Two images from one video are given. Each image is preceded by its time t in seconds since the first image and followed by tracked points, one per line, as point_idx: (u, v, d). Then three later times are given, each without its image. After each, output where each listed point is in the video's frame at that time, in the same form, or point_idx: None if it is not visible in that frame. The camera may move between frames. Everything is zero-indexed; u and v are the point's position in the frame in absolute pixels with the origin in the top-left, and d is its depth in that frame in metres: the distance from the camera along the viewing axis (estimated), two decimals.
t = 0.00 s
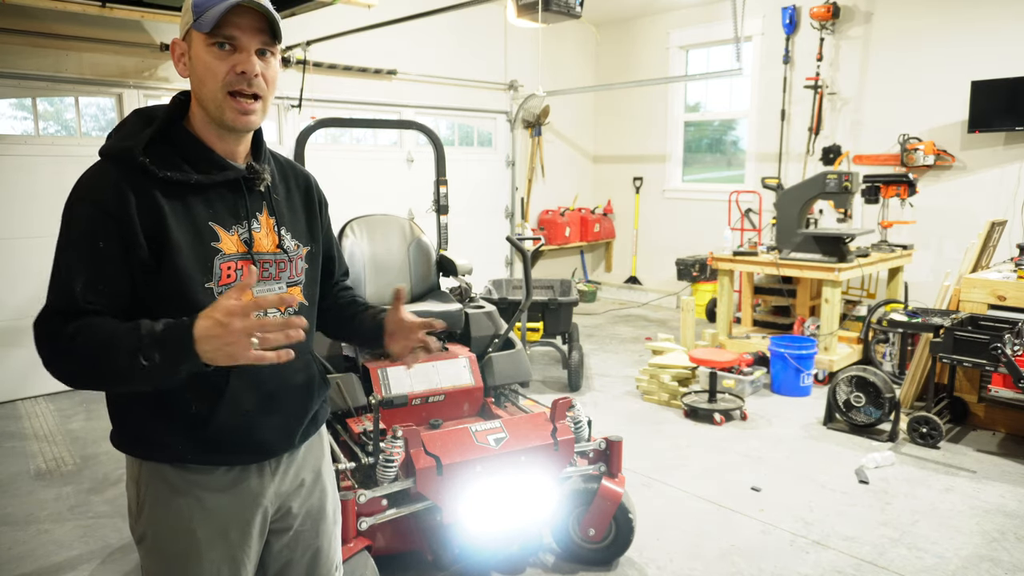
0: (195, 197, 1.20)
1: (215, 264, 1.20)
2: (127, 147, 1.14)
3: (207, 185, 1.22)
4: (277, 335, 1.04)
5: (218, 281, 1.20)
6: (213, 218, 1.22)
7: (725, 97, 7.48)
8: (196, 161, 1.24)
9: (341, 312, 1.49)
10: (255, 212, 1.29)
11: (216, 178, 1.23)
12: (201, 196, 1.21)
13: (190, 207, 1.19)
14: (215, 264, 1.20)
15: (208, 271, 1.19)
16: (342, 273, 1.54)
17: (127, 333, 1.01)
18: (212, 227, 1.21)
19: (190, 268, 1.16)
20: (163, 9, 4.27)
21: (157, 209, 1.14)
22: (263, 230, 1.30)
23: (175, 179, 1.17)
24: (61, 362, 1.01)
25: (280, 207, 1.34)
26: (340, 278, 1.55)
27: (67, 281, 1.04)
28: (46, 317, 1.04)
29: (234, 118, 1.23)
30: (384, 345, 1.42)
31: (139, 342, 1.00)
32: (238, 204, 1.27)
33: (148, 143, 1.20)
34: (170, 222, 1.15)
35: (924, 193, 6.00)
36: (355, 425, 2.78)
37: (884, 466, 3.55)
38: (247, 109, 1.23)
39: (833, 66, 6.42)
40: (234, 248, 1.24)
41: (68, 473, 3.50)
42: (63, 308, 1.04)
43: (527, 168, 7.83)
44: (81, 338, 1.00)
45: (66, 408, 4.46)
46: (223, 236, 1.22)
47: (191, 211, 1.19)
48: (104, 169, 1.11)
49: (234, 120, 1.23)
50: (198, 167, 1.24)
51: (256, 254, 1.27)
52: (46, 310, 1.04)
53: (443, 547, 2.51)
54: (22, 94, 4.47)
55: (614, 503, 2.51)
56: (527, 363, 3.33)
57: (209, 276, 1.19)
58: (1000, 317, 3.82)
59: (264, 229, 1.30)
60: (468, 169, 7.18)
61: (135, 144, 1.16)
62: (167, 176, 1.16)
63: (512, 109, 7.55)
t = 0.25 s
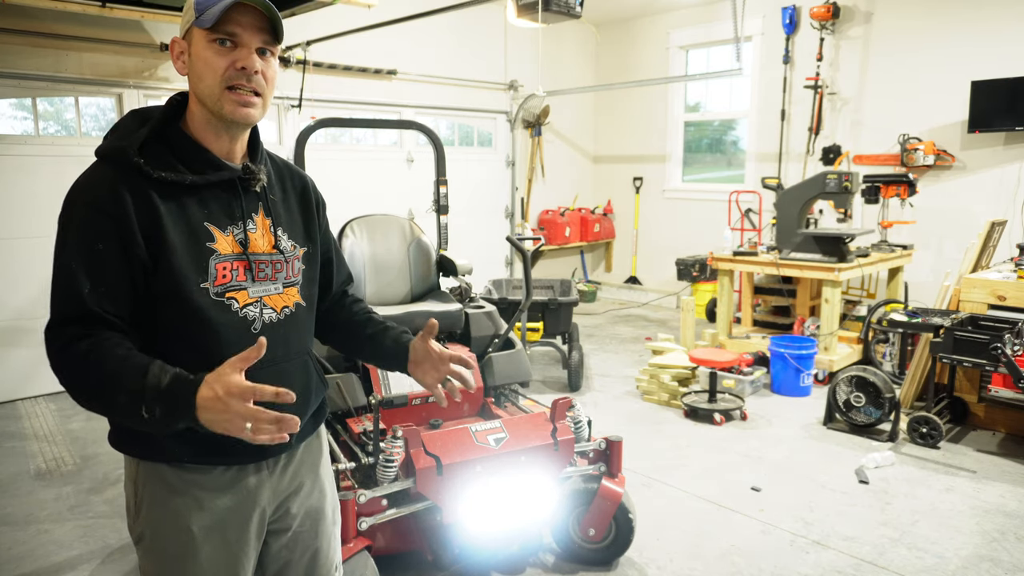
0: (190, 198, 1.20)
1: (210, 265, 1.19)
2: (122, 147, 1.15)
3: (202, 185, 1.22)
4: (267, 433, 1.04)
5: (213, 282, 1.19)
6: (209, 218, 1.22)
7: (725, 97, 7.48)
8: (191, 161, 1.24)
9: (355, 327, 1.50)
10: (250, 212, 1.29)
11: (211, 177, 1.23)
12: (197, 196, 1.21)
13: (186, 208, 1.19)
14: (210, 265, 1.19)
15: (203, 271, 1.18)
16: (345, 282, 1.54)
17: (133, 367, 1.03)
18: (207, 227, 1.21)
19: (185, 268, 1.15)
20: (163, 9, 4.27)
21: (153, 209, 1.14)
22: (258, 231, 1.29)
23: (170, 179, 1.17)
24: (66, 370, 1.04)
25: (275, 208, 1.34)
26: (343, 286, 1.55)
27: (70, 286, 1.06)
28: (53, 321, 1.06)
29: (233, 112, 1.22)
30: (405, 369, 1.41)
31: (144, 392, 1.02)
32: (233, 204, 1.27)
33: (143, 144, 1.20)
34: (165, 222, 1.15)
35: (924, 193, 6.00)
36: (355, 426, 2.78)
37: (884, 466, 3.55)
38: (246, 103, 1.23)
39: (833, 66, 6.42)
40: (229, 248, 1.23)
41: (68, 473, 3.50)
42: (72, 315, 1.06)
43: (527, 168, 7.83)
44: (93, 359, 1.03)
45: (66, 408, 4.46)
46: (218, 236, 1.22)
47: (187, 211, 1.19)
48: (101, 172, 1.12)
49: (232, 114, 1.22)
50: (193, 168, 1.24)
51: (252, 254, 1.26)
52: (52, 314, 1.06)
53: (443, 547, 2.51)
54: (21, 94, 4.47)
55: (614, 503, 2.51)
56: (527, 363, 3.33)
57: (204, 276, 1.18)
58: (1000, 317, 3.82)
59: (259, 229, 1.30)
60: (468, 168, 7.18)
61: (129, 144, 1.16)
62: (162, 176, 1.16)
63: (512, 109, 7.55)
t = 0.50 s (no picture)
0: (188, 197, 1.20)
1: (208, 264, 1.19)
2: (121, 147, 1.14)
3: (201, 185, 1.22)
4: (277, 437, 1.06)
5: (211, 281, 1.19)
6: (206, 218, 1.22)
7: (725, 97, 7.48)
8: (189, 160, 1.24)
9: (346, 331, 1.49)
10: (248, 212, 1.29)
11: (209, 177, 1.23)
12: (194, 196, 1.21)
13: (183, 208, 1.19)
14: (207, 264, 1.19)
15: (201, 271, 1.18)
16: (342, 283, 1.54)
17: (135, 371, 1.04)
18: (205, 227, 1.21)
19: (183, 268, 1.16)
20: (163, 9, 4.27)
21: (151, 209, 1.14)
22: (256, 231, 1.29)
23: (167, 178, 1.17)
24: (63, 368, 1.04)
25: (273, 208, 1.34)
26: (341, 287, 1.55)
27: (69, 285, 1.06)
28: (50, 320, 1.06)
29: (232, 112, 1.22)
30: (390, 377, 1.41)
31: (149, 395, 1.03)
32: (231, 204, 1.26)
33: (141, 143, 1.20)
34: (163, 222, 1.15)
35: (924, 193, 6.00)
36: (355, 425, 2.78)
37: (884, 466, 3.55)
38: (246, 104, 1.23)
39: (833, 66, 6.42)
40: (227, 248, 1.23)
41: (68, 473, 3.50)
42: (70, 314, 1.06)
43: (527, 168, 7.83)
44: (94, 362, 1.03)
45: (66, 408, 4.46)
46: (216, 236, 1.22)
47: (184, 210, 1.19)
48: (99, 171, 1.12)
49: (232, 115, 1.23)
50: (191, 168, 1.24)
51: (249, 254, 1.26)
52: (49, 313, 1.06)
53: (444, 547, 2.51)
54: (21, 94, 4.47)
55: (614, 503, 2.51)
56: (527, 363, 3.33)
57: (202, 276, 1.18)
58: (1000, 317, 3.82)
59: (257, 229, 1.30)
60: (468, 168, 7.18)
61: (128, 144, 1.15)
62: (160, 176, 1.16)
63: (512, 109, 7.55)
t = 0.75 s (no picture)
0: (187, 197, 1.20)
1: (207, 265, 1.19)
2: (120, 148, 1.14)
3: (200, 185, 1.22)
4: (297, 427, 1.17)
5: (209, 281, 1.19)
6: (205, 218, 1.22)
7: (725, 97, 7.48)
8: (187, 160, 1.24)
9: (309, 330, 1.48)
10: (247, 212, 1.29)
11: (208, 178, 1.23)
12: (193, 196, 1.21)
13: (183, 208, 1.19)
14: (206, 264, 1.19)
15: (200, 271, 1.18)
16: (337, 282, 1.54)
17: (163, 369, 1.09)
18: (204, 227, 1.21)
19: (183, 268, 1.16)
20: (163, 9, 4.27)
21: (151, 209, 1.14)
22: (255, 231, 1.30)
23: (166, 179, 1.17)
24: (70, 366, 1.06)
25: (272, 208, 1.34)
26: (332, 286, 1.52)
27: (72, 286, 1.06)
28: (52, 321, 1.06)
29: (229, 112, 1.22)
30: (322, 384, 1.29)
31: (182, 390, 1.09)
32: (230, 204, 1.26)
33: (140, 144, 1.19)
34: (162, 223, 1.15)
35: (924, 193, 6.00)
36: (355, 425, 2.78)
37: (884, 466, 3.55)
38: (243, 103, 1.23)
39: (833, 66, 6.42)
40: (226, 248, 1.23)
41: (68, 473, 3.50)
42: (75, 314, 1.06)
43: (527, 168, 7.83)
44: (112, 362, 1.06)
45: (66, 408, 4.46)
46: (215, 236, 1.22)
47: (184, 211, 1.19)
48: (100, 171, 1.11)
49: (229, 114, 1.23)
50: (189, 167, 1.23)
51: (248, 254, 1.26)
52: (51, 314, 1.06)
53: (444, 547, 2.51)
54: (21, 94, 4.47)
55: (614, 503, 2.51)
56: (527, 363, 3.33)
57: (201, 276, 1.18)
58: (1000, 317, 3.82)
59: (256, 230, 1.30)
60: (468, 168, 7.18)
61: (128, 145, 1.15)
62: (160, 177, 1.16)
63: (512, 109, 7.55)
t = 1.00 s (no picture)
0: (184, 197, 1.20)
1: (204, 265, 1.19)
2: (118, 147, 1.14)
3: (198, 184, 1.22)
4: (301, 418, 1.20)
5: (206, 282, 1.19)
6: (202, 218, 1.22)
7: (725, 97, 7.49)
8: (184, 160, 1.24)
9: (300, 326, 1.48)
10: (244, 212, 1.29)
11: (205, 178, 1.23)
12: (190, 196, 1.21)
13: (180, 208, 1.19)
14: (203, 264, 1.19)
15: (197, 271, 1.18)
16: (331, 282, 1.54)
17: (163, 367, 1.09)
18: (201, 228, 1.21)
19: (180, 268, 1.16)
20: (163, 9, 4.27)
21: (148, 209, 1.14)
22: (252, 231, 1.29)
23: (164, 179, 1.17)
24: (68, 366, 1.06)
25: (269, 209, 1.34)
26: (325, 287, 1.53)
27: (73, 286, 1.06)
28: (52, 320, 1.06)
29: (225, 113, 1.22)
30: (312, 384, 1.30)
31: (184, 387, 1.09)
32: (227, 204, 1.26)
33: (138, 145, 1.19)
34: (160, 222, 1.15)
35: (924, 193, 6.00)
36: (355, 425, 2.78)
37: (884, 466, 3.55)
38: (239, 104, 1.23)
39: (833, 66, 6.42)
40: (222, 248, 1.23)
41: (69, 473, 3.50)
42: (77, 315, 1.06)
43: (527, 169, 7.83)
44: (113, 361, 1.06)
45: (66, 408, 4.46)
46: (212, 236, 1.22)
47: (181, 211, 1.19)
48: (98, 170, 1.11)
49: (225, 115, 1.23)
50: (186, 168, 1.23)
51: (245, 254, 1.26)
52: (50, 314, 1.06)
53: (443, 547, 2.51)
54: (21, 94, 4.47)
55: (614, 503, 2.51)
56: (527, 363, 3.33)
57: (198, 276, 1.18)
58: (1000, 317, 3.82)
59: (253, 230, 1.30)
60: (468, 168, 7.18)
61: (125, 144, 1.15)
62: (157, 177, 1.16)
63: (512, 109, 7.56)
